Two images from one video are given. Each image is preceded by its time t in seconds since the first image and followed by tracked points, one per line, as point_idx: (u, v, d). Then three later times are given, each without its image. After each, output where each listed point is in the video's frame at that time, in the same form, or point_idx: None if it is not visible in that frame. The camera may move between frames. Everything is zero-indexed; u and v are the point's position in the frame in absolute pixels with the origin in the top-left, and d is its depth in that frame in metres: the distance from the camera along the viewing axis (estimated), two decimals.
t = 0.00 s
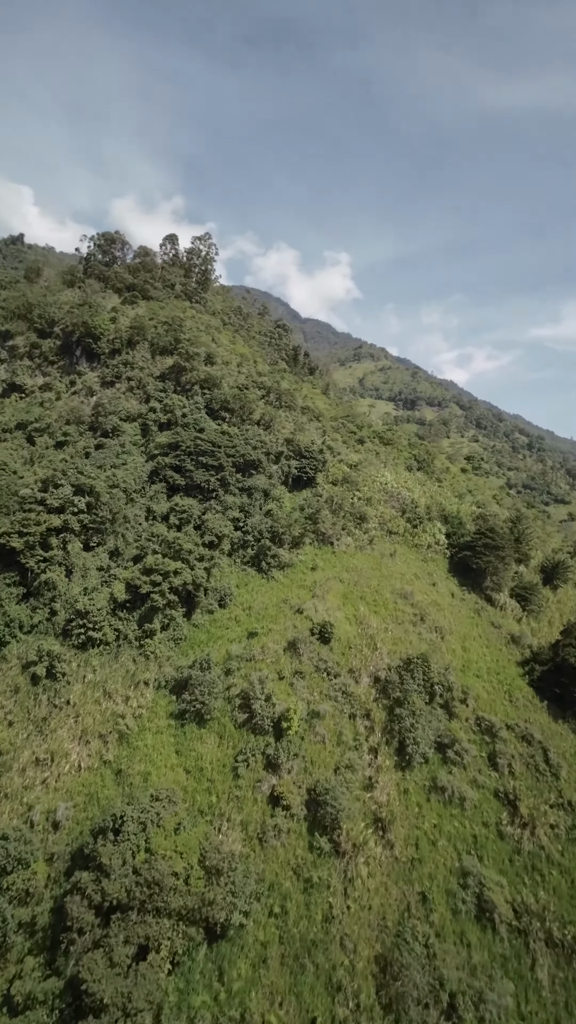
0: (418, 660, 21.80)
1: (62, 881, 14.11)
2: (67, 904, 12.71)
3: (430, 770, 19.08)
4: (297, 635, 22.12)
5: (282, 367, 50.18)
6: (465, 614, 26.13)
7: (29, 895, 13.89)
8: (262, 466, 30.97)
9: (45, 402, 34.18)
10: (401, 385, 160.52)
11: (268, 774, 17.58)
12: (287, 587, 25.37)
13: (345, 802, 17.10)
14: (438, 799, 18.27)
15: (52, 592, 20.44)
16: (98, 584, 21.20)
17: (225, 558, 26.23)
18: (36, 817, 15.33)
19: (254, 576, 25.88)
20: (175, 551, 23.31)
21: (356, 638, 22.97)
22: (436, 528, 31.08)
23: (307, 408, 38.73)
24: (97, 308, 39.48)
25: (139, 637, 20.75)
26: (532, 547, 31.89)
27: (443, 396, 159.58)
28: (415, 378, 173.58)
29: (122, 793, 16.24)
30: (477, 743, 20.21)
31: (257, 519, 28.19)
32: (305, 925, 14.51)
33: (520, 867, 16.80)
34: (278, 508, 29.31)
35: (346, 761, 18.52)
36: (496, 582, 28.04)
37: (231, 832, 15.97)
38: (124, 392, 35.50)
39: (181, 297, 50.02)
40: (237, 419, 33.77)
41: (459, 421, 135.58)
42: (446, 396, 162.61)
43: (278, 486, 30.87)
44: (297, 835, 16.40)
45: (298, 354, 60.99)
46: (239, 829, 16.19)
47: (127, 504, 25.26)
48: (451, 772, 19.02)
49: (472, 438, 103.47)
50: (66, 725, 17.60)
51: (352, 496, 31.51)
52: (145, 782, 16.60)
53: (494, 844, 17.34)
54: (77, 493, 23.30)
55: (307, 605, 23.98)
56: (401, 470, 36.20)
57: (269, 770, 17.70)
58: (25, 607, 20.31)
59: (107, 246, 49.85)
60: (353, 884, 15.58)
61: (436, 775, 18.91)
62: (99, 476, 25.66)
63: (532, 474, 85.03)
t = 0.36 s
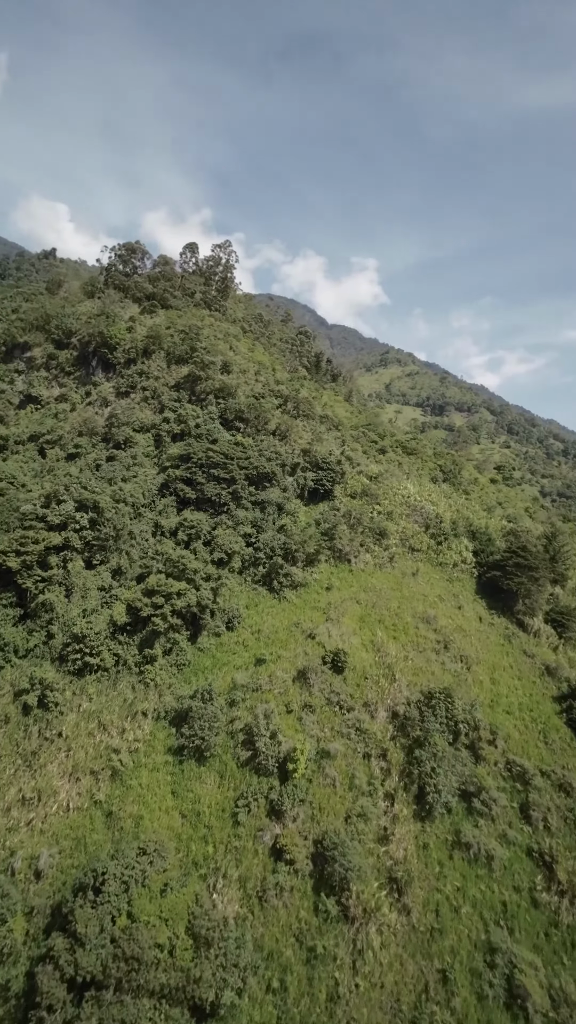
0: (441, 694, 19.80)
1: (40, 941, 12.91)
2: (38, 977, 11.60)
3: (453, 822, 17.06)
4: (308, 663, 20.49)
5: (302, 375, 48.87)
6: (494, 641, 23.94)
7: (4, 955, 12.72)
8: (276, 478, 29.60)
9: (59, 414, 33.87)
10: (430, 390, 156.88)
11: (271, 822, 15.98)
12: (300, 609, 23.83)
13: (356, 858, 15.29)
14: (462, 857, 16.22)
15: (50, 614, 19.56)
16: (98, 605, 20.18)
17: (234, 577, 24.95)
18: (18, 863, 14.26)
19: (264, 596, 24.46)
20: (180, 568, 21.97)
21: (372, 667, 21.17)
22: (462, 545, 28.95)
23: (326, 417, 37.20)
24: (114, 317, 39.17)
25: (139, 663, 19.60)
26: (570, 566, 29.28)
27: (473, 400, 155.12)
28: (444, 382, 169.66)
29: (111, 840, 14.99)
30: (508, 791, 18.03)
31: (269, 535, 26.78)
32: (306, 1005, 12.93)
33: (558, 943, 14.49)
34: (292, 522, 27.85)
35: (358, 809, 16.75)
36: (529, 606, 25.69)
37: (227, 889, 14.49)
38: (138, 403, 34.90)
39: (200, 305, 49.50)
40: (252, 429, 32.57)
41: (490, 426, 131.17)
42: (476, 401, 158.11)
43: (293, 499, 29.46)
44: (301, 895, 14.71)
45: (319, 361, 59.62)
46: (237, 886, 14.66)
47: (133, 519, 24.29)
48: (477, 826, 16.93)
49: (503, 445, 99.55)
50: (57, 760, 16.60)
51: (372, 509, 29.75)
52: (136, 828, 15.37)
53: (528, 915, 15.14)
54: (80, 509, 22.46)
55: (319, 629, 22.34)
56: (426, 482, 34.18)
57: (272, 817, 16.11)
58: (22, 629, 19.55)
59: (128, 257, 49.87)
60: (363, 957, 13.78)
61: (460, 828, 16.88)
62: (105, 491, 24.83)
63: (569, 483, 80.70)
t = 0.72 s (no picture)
0: (464, 728, 18.09)
1: (18, 1005, 11.85)
2: None
3: (477, 876, 15.33)
4: (318, 691, 19.06)
5: (319, 381, 47.58)
6: (522, 668, 22.05)
7: None
8: (288, 489, 28.32)
9: (70, 424, 33.45)
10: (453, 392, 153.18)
11: (274, 873, 14.62)
12: (311, 631, 22.44)
13: (368, 918, 13.71)
14: (488, 918, 14.45)
15: (46, 638, 18.71)
16: (97, 628, 19.20)
17: (242, 595, 23.77)
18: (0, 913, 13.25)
19: (273, 616, 23.16)
20: (183, 585, 20.78)
21: (388, 696, 19.59)
22: (486, 560, 27.07)
23: (342, 424, 35.74)
24: (126, 325, 38.65)
25: (139, 690, 18.54)
26: None
27: (498, 402, 150.79)
28: (468, 384, 165.65)
29: (101, 889, 13.88)
30: (539, 842, 16.18)
31: (280, 549, 25.49)
32: None
33: None
34: (304, 536, 26.51)
35: (370, 859, 15.21)
36: (560, 628, 23.66)
37: (224, 951, 13.19)
38: (149, 412, 34.19)
39: (215, 312, 48.79)
40: (264, 438, 31.40)
41: (517, 429, 126.94)
42: (501, 402, 153.69)
43: (306, 512, 28.14)
44: (306, 959, 13.24)
45: (337, 366, 58.21)
46: (235, 947, 13.33)
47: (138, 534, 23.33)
48: (504, 882, 15.17)
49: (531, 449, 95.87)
50: (48, 796, 15.62)
51: (389, 522, 28.14)
52: (128, 876, 14.24)
53: (564, 992, 13.29)
54: (81, 525, 21.61)
55: (331, 653, 20.91)
56: (447, 492, 32.35)
57: (275, 867, 14.74)
58: (18, 653, 18.78)
59: (142, 264, 49.56)
60: None
61: (485, 884, 15.12)
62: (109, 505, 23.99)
63: None
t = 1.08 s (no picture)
0: (490, 772, 16.27)
1: None
2: None
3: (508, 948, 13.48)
4: (328, 726, 17.54)
5: (334, 385, 46.05)
6: (555, 699, 20.07)
7: None
8: (299, 502, 26.89)
9: (78, 436, 32.82)
10: (476, 392, 149.15)
11: (277, 938, 13.18)
12: (322, 656, 20.95)
13: (383, 999, 12.11)
14: (520, 1000, 12.65)
15: (40, 666, 17.75)
16: (93, 655, 18.10)
17: (250, 617, 22.47)
18: None
19: (283, 639, 21.77)
20: (184, 608, 19.47)
21: (405, 732, 17.92)
22: (514, 577, 25.08)
23: (358, 430, 34.11)
24: (135, 333, 37.94)
25: (136, 722, 17.37)
26: None
27: (523, 401, 146.11)
28: (491, 383, 161.04)
29: (88, 953, 12.75)
30: None
31: (290, 566, 24.07)
32: None
33: None
34: (316, 551, 25.03)
35: (385, 924, 13.55)
36: None
37: None
38: (157, 422, 33.30)
39: (227, 317, 47.87)
40: (275, 447, 30.07)
41: (544, 429, 122.49)
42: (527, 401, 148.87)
43: (318, 525, 26.67)
44: None
45: (355, 369, 56.54)
46: None
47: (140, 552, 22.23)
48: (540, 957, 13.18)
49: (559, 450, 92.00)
50: (36, 843, 14.57)
51: (408, 536, 26.40)
52: (117, 939, 13.01)
53: None
54: (79, 545, 20.66)
55: (343, 682, 19.39)
56: (470, 502, 30.39)
57: (279, 932, 13.31)
58: (12, 682, 17.87)
59: (154, 271, 48.99)
60: None
61: (517, 957, 13.23)
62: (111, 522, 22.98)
63: None
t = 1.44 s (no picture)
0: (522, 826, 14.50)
1: None
2: None
3: None
4: (340, 769, 16.03)
5: (348, 389, 44.50)
6: None
7: None
8: (311, 516, 25.46)
9: (85, 448, 32.09)
10: (497, 390, 145.16)
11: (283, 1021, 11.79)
12: (334, 686, 19.47)
13: None
14: None
15: (33, 702, 16.74)
16: (88, 689, 17.01)
17: (257, 642, 21.16)
18: None
19: (292, 667, 20.38)
20: (185, 636, 18.21)
21: (425, 775, 16.31)
22: (543, 596, 23.16)
23: (373, 438, 32.49)
24: (143, 341, 37.14)
25: (133, 762, 16.20)
26: None
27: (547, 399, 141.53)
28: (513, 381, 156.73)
29: None
30: None
31: (300, 586, 22.67)
32: None
33: None
34: (328, 570, 23.58)
35: (404, 1007, 11.92)
36: None
37: None
38: (165, 433, 32.37)
39: (238, 323, 46.86)
40: (285, 458, 28.74)
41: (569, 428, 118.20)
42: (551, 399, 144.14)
43: (331, 541, 25.21)
44: None
45: (370, 372, 54.86)
46: None
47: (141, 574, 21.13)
48: None
49: None
50: (23, 901, 13.49)
51: (426, 552, 24.72)
52: (104, 1018, 11.84)
53: None
54: (75, 569, 19.66)
55: (357, 718, 17.89)
56: (494, 514, 28.50)
57: (284, 1013, 11.91)
58: (3, 718, 16.91)
59: (164, 277, 48.29)
60: None
61: None
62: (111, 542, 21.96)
63: None
